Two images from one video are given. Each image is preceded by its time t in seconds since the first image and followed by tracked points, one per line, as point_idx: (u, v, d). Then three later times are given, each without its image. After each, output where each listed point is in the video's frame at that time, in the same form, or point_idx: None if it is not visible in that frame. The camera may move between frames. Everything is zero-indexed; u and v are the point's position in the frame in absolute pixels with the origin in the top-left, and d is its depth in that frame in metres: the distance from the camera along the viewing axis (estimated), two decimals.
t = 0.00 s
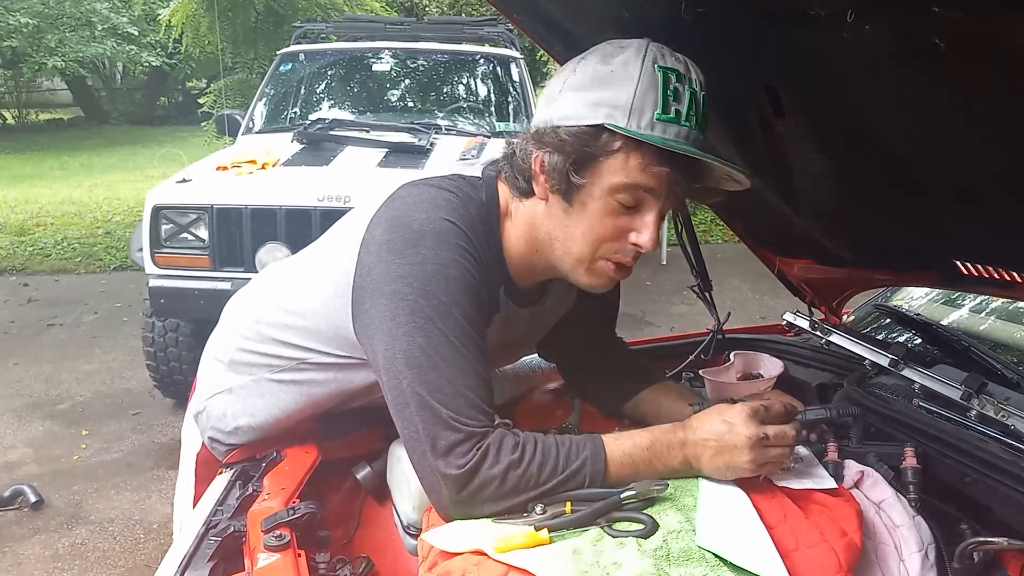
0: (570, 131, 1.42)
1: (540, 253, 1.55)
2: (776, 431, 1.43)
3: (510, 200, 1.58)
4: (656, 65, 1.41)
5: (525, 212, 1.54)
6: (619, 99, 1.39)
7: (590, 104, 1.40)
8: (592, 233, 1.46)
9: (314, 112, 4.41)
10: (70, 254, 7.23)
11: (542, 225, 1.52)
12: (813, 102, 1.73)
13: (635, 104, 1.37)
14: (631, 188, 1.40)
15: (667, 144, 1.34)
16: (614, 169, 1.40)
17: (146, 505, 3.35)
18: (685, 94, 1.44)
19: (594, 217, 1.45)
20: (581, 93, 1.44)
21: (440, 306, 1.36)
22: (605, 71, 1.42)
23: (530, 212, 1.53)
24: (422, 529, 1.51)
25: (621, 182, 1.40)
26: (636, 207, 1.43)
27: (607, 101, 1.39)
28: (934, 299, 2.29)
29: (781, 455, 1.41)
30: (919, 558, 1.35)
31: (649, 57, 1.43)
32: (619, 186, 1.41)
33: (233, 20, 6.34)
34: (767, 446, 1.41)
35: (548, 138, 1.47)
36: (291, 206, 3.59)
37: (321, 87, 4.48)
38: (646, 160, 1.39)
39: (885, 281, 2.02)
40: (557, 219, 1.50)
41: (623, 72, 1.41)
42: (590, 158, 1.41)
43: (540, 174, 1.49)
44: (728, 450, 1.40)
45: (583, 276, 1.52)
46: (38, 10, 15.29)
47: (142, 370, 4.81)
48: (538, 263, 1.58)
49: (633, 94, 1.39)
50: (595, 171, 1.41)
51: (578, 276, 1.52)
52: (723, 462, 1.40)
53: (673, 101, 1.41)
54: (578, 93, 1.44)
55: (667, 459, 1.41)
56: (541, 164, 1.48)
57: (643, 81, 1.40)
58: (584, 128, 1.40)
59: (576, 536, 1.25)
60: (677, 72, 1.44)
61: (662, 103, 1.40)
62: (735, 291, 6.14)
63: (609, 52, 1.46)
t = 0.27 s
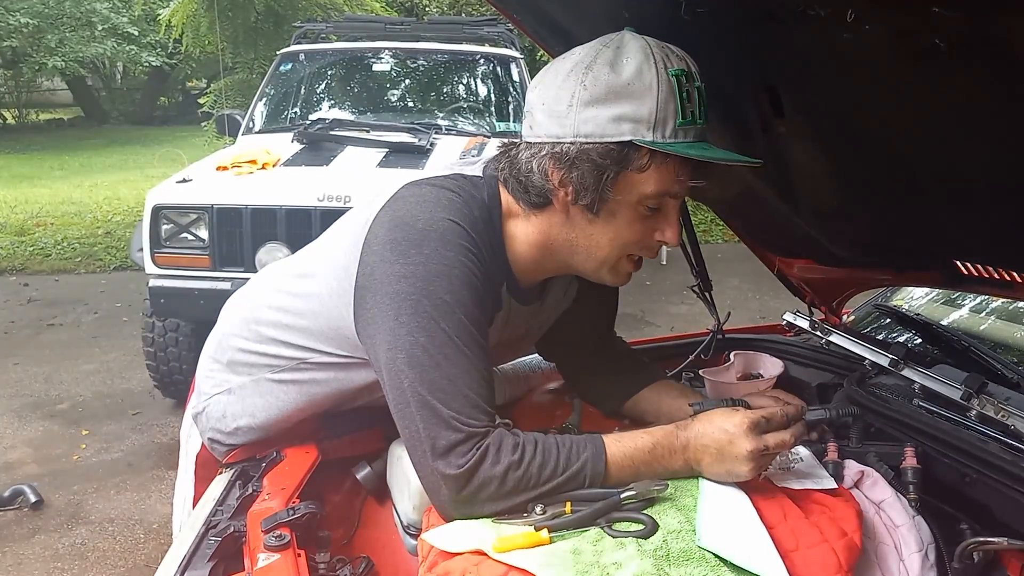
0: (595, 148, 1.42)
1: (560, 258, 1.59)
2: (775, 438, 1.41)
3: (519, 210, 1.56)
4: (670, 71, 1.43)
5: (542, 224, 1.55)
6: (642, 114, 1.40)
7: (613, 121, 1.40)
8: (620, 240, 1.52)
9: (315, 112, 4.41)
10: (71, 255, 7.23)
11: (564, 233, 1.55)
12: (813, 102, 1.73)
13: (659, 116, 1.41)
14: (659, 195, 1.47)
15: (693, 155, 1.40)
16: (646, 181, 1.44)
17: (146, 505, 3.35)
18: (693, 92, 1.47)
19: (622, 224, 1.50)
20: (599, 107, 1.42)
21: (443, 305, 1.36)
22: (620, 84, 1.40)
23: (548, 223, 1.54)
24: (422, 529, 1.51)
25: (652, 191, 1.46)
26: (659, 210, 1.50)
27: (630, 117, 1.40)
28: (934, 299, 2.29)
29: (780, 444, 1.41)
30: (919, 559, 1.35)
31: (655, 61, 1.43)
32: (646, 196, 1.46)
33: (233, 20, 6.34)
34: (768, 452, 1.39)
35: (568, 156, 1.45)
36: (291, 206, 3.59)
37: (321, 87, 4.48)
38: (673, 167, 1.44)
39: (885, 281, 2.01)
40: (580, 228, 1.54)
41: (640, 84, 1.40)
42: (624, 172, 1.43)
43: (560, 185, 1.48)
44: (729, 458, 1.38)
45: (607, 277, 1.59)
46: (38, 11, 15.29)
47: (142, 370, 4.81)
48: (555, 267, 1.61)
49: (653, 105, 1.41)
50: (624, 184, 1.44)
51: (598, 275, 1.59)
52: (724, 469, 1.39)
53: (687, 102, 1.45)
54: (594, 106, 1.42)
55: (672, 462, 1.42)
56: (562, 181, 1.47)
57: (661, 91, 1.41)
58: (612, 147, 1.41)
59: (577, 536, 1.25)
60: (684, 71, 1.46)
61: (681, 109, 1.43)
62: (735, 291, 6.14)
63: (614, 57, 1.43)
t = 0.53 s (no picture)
0: (597, 144, 1.42)
1: (564, 255, 1.60)
2: (778, 438, 1.41)
3: (520, 209, 1.57)
4: (668, 66, 1.43)
5: (544, 221, 1.55)
6: (643, 109, 1.41)
7: (615, 117, 1.41)
8: (623, 235, 1.52)
9: (315, 112, 4.41)
10: (70, 255, 7.23)
11: (567, 230, 1.56)
12: (813, 103, 1.73)
13: (660, 110, 1.42)
14: (661, 189, 1.47)
15: (693, 148, 1.41)
16: (648, 175, 1.45)
17: (145, 505, 3.35)
18: (693, 86, 1.48)
19: (625, 218, 1.51)
20: (599, 104, 1.42)
21: (444, 305, 1.36)
22: (619, 79, 1.40)
23: (551, 221, 1.55)
24: (422, 529, 1.51)
25: (654, 186, 1.46)
26: (661, 204, 1.51)
27: (631, 112, 1.41)
28: (934, 299, 2.29)
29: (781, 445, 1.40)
30: (918, 559, 1.35)
31: (653, 55, 1.44)
32: (648, 189, 1.47)
33: (233, 20, 6.34)
34: (770, 453, 1.39)
35: (570, 153, 1.45)
36: (291, 205, 3.59)
37: (321, 87, 4.49)
38: (675, 162, 1.45)
39: (885, 281, 2.01)
40: (583, 224, 1.54)
41: (639, 79, 1.41)
42: (626, 167, 1.43)
43: (562, 183, 1.48)
44: (732, 457, 1.38)
45: (612, 272, 1.59)
46: (38, 11, 15.29)
47: (142, 370, 4.80)
48: (559, 264, 1.62)
49: (654, 100, 1.41)
50: (625, 178, 1.45)
51: (602, 270, 1.59)
52: (725, 468, 1.38)
53: (686, 96, 1.46)
54: (595, 103, 1.42)
55: (670, 463, 1.41)
56: (564, 178, 1.47)
57: (660, 85, 1.42)
58: (614, 142, 1.42)
59: (576, 536, 1.25)
60: (682, 65, 1.47)
61: (680, 103, 1.44)
62: (735, 291, 6.14)
63: (612, 53, 1.44)
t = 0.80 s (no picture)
0: (594, 142, 1.42)
1: (563, 255, 1.59)
2: (777, 436, 1.41)
3: (520, 208, 1.57)
4: (664, 63, 1.44)
5: (544, 221, 1.55)
6: (640, 106, 1.41)
7: (612, 115, 1.41)
8: (624, 233, 1.52)
9: (315, 112, 4.41)
10: (71, 255, 7.23)
11: (566, 229, 1.56)
12: (813, 103, 1.73)
13: (656, 108, 1.42)
14: (659, 185, 1.48)
15: (690, 144, 1.40)
16: (646, 172, 1.45)
17: (145, 505, 3.35)
18: (689, 83, 1.48)
19: (624, 216, 1.51)
20: (596, 102, 1.42)
21: (445, 306, 1.37)
22: (616, 78, 1.41)
23: (550, 220, 1.55)
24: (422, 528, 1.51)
25: (653, 183, 1.46)
26: (661, 201, 1.51)
27: (628, 110, 1.41)
28: (934, 299, 2.29)
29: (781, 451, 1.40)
30: (918, 559, 1.35)
31: (649, 54, 1.44)
32: (647, 187, 1.47)
33: (233, 20, 6.35)
34: (769, 452, 1.39)
35: (568, 152, 1.45)
36: (292, 206, 3.59)
37: (321, 87, 4.49)
38: (672, 159, 1.45)
39: (885, 281, 2.03)
40: (583, 223, 1.54)
41: (635, 77, 1.41)
42: (624, 164, 1.44)
43: (561, 182, 1.49)
44: (730, 456, 1.38)
45: (611, 271, 1.59)
46: (38, 11, 15.29)
47: (142, 370, 4.81)
48: (558, 263, 1.62)
49: (650, 98, 1.41)
50: (625, 176, 1.45)
51: (602, 269, 1.59)
52: (725, 467, 1.39)
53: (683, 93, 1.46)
54: (592, 101, 1.43)
55: (669, 462, 1.42)
56: (563, 177, 1.47)
57: (657, 82, 1.42)
58: (611, 140, 1.42)
59: (576, 536, 1.25)
60: (678, 62, 1.47)
61: (677, 100, 1.44)
62: (735, 291, 6.14)
63: (608, 52, 1.44)
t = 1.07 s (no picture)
0: (593, 141, 1.42)
1: (563, 254, 1.59)
2: (776, 436, 1.41)
3: (521, 207, 1.57)
4: (664, 63, 1.44)
5: (544, 220, 1.55)
6: (639, 105, 1.41)
7: (612, 114, 1.41)
8: (623, 233, 1.52)
9: (315, 112, 4.41)
10: (71, 255, 7.24)
11: (566, 228, 1.55)
12: (813, 103, 1.73)
13: (656, 107, 1.42)
14: (659, 185, 1.47)
15: (689, 144, 1.41)
16: (645, 171, 1.45)
17: (146, 505, 3.35)
18: (689, 82, 1.48)
19: (623, 215, 1.50)
20: (596, 101, 1.43)
21: (445, 306, 1.37)
22: (616, 76, 1.41)
23: (550, 219, 1.55)
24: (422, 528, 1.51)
25: (652, 182, 1.46)
26: (660, 200, 1.51)
27: (627, 109, 1.41)
28: (934, 299, 2.29)
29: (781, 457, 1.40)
30: (918, 558, 1.35)
31: (649, 54, 1.44)
32: (646, 186, 1.47)
33: (234, 21, 6.35)
34: (768, 451, 1.39)
35: (567, 151, 1.45)
36: (292, 206, 3.59)
37: (321, 87, 4.49)
38: (671, 158, 1.45)
39: (885, 281, 2.04)
40: (582, 222, 1.54)
41: (635, 76, 1.41)
42: (623, 163, 1.43)
43: (561, 181, 1.49)
44: (730, 456, 1.38)
45: (610, 271, 1.59)
46: (38, 11, 15.29)
47: (142, 369, 4.81)
48: (558, 262, 1.61)
49: (650, 97, 1.41)
50: (623, 175, 1.45)
51: (601, 269, 1.59)
52: (725, 467, 1.39)
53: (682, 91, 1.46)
54: (591, 100, 1.43)
55: (670, 462, 1.42)
56: (562, 176, 1.47)
57: (657, 81, 1.42)
58: (610, 139, 1.41)
59: (576, 536, 1.26)
60: (679, 61, 1.47)
61: (677, 99, 1.44)
62: (735, 291, 6.14)
63: (609, 51, 1.44)
